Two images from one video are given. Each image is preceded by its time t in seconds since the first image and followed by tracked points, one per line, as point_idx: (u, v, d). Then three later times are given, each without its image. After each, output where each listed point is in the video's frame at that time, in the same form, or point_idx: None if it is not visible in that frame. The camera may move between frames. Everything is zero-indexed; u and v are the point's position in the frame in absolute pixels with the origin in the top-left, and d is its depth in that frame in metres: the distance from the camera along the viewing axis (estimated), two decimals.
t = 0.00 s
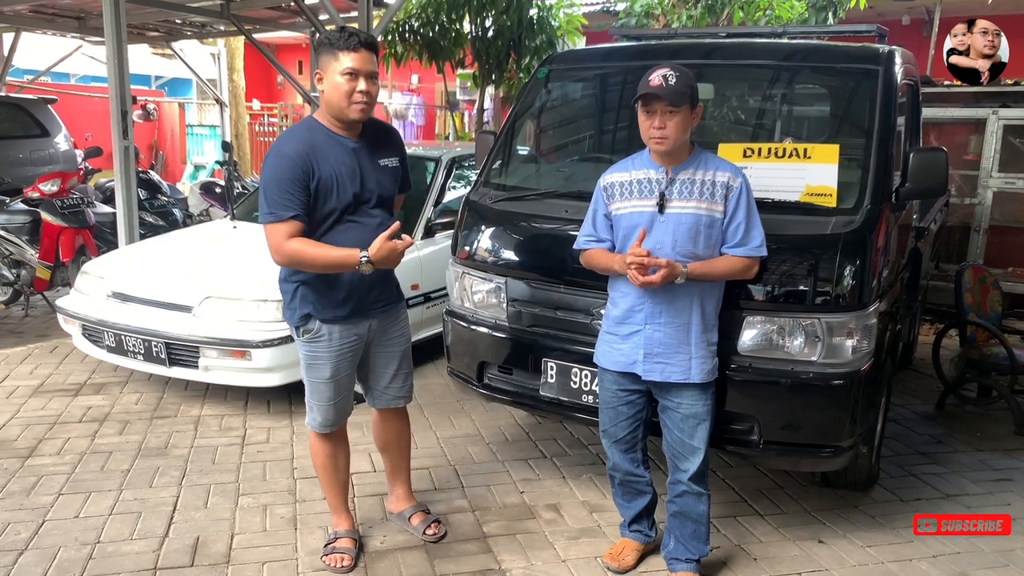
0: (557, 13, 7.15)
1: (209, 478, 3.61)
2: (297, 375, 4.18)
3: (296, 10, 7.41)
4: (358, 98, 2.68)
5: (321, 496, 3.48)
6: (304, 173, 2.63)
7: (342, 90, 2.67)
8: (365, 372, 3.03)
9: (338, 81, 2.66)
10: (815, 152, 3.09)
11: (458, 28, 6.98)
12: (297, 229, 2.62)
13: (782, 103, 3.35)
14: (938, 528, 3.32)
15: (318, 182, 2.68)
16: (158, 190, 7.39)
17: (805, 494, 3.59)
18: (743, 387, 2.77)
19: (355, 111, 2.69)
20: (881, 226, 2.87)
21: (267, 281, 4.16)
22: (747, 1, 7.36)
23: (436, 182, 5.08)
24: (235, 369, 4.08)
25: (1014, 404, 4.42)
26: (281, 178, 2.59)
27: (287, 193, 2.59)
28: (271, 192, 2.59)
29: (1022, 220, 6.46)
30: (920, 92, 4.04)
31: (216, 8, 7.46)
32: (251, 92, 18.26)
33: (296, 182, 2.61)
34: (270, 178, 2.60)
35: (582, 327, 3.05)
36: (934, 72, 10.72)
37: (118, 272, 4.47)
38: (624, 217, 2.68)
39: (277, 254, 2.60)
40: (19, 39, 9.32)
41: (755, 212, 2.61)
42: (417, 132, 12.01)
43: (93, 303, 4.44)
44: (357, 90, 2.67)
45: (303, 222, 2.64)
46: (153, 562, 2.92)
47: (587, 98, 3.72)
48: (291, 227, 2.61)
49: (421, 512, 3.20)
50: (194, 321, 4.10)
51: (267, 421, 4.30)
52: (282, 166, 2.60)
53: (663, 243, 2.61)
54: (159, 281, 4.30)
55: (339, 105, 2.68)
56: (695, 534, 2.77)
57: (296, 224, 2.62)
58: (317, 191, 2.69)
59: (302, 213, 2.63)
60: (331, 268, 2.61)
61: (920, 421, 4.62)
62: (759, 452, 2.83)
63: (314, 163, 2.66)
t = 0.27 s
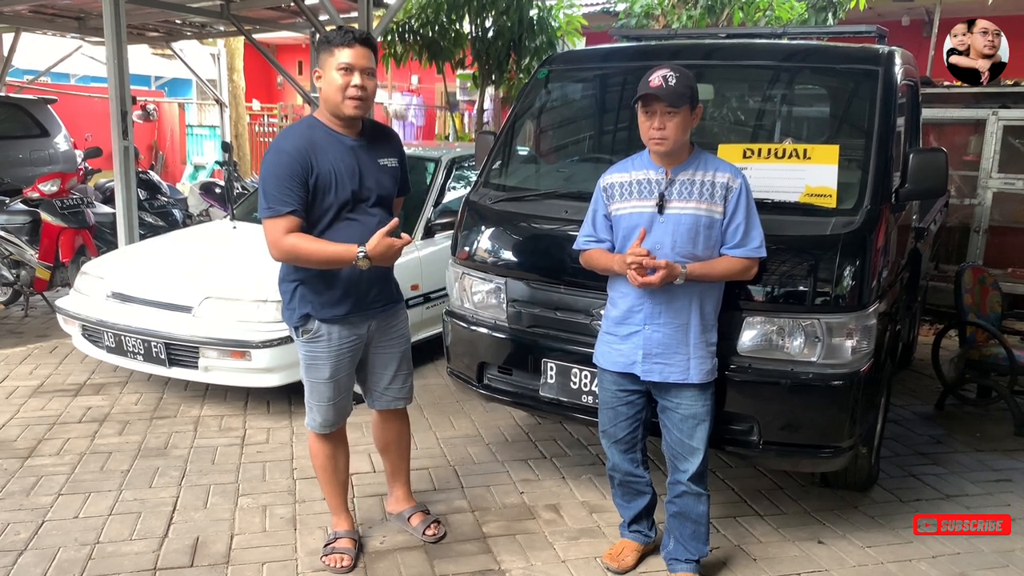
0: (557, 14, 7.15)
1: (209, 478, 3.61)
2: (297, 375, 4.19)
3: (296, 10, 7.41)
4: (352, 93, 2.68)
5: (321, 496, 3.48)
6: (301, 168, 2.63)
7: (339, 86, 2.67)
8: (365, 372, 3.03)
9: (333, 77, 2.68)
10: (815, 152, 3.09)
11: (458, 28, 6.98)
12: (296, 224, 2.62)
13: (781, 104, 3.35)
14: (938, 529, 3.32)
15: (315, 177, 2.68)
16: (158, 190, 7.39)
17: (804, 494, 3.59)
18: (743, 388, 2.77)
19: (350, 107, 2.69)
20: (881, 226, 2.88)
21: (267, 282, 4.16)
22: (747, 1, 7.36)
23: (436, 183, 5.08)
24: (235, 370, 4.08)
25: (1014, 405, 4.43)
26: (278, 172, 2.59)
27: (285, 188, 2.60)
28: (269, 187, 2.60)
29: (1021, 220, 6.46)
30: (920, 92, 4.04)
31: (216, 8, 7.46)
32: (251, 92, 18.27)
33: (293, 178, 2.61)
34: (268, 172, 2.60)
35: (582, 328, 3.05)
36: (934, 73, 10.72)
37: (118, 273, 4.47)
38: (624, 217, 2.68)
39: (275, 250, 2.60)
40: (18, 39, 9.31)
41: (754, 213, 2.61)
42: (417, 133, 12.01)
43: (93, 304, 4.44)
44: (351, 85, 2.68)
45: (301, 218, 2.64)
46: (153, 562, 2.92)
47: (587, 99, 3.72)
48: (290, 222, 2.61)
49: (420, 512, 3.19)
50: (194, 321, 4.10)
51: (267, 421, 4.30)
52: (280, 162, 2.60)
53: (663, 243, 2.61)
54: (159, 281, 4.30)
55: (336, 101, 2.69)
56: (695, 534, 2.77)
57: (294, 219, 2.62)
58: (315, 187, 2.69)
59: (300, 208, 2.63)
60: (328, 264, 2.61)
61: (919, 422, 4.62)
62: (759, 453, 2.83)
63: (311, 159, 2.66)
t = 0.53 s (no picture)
0: (557, 14, 7.15)
1: (209, 478, 3.62)
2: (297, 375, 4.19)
3: (295, 10, 7.41)
4: (347, 98, 2.70)
5: (321, 496, 3.48)
6: (301, 165, 2.64)
7: (337, 87, 2.69)
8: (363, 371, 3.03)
9: (332, 82, 2.70)
10: (815, 153, 3.09)
11: (458, 29, 6.98)
12: (297, 219, 2.62)
13: (781, 104, 3.35)
14: (938, 529, 3.32)
15: (314, 175, 2.68)
16: (158, 190, 7.39)
17: (804, 495, 3.59)
18: (743, 388, 2.77)
19: (346, 109, 2.71)
20: (881, 227, 2.88)
21: (267, 282, 4.16)
22: (747, 1, 7.36)
23: (436, 183, 5.08)
24: (235, 370, 4.08)
25: (1014, 405, 4.42)
26: (278, 168, 2.60)
27: (284, 184, 2.60)
28: (268, 182, 2.60)
29: (1021, 220, 6.46)
30: (920, 92, 4.05)
31: (216, 8, 7.46)
32: (251, 92, 18.27)
33: (292, 174, 2.62)
34: (268, 168, 2.61)
35: (582, 328, 3.05)
36: (934, 73, 10.72)
37: (118, 273, 4.47)
38: (624, 218, 2.68)
39: (278, 242, 2.58)
40: (18, 40, 9.31)
41: (754, 213, 2.62)
42: (417, 133, 12.02)
43: (93, 304, 4.44)
44: (347, 90, 2.69)
45: (301, 212, 2.64)
46: (153, 563, 2.92)
47: (587, 99, 3.72)
48: (291, 216, 2.60)
49: (420, 511, 3.20)
50: (194, 321, 4.10)
51: (267, 421, 4.30)
52: (279, 158, 2.61)
53: (663, 244, 2.61)
54: (159, 281, 4.30)
55: (335, 104, 2.70)
56: (695, 534, 2.77)
57: (296, 212, 2.62)
58: (314, 185, 2.69)
59: (299, 203, 2.63)
60: (330, 257, 2.59)
61: (919, 422, 4.62)
62: (759, 453, 2.83)
63: (310, 157, 2.67)
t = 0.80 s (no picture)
0: (557, 14, 7.15)
1: (209, 478, 3.62)
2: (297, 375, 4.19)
3: (295, 10, 7.41)
4: (353, 105, 2.70)
5: (321, 496, 3.48)
6: (302, 168, 2.64)
7: (342, 91, 2.69)
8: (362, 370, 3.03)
9: (337, 86, 2.70)
10: (815, 153, 3.09)
11: (458, 29, 6.98)
12: (295, 221, 2.62)
13: (781, 104, 3.35)
14: (938, 529, 3.32)
15: (315, 178, 2.68)
16: (158, 190, 7.39)
17: (804, 495, 3.59)
18: (743, 388, 2.77)
19: (351, 114, 2.71)
20: (881, 227, 2.88)
21: (267, 282, 4.17)
22: (747, 2, 7.37)
23: (436, 183, 5.08)
24: (235, 370, 4.08)
25: (1014, 405, 4.43)
26: (279, 170, 2.60)
27: (285, 185, 2.60)
28: (270, 184, 2.60)
29: (1021, 221, 6.47)
30: (920, 93, 4.05)
31: (216, 8, 7.46)
32: (251, 92, 18.28)
33: (293, 176, 2.62)
34: (269, 170, 2.61)
35: (581, 328, 3.05)
36: (934, 73, 10.73)
37: (118, 273, 4.47)
38: (624, 218, 2.68)
39: (275, 244, 2.59)
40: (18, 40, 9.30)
41: (755, 213, 2.62)
42: (417, 133, 12.02)
43: (93, 304, 4.44)
44: (354, 97, 2.69)
45: (300, 214, 2.64)
46: (153, 562, 2.92)
47: (587, 99, 3.72)
48: (290, 218, 2.60)
49: (404, 496, 3.30)
50: (194, 321, 4.10)
51: (267, 421, 4.30)
52: (281, 160, 2.61)
53: (662, 244, 2.61)
54: (159, 281, 4.30)
55: (339, 109, 2.70)
56: (695, 535, 2.77)
57: (295, 215, 2.62)
58: (314, 187, 2.69)
59: (299, 205, 2.63)
60: (324, 265, 2.58)
61: (919, 422, 4.62)
62: (759, 453, 2.83)
63: (312, 159, 2.67)
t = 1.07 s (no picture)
0: (557, 13, 7.15)
1: (209, 478, 3.62)
2: (297, 375, 4.19)
3: (295, 10, 7.41)
4: (359, 98, 2.69)
5: (321, 496, 3.48)
6: (302, 166, 2.65)
7: (346, 89, 2.69)
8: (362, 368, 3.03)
9: (341, 82, 2.70)
10: (815, 152, 3.09)
11: (458, 28, 6.98)
12: (290, 219, 2.63)
13: (782, 104, 3.35)
14: (938, 529, 3.32)
15: (316, 176, 2.69)
16: (158, 190, 7.39)
17: (804, 494, 3.59)
18: (743, 388, 2.77)
19: (358, 108, 2.70)
20: (881, 226, 2.87)
21: (267, 282, 4.16)
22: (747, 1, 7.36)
23: (436, 182, 5.08)
24: (235, 370, 4.08)
25: (1014, 404, 4.42)
26: (278, 168, 2.61)
27: (283, 183, 2.61)
28: (270, 182, 2.61)
29: (1021, 220, 6.46)
30: (921, 93, 4.05)
31: (215, 8, 7.46)
32: (251, 92, 18.28)
33: (292, 174, 2.63)
34: (270, 168, 2.62)
35: (581, 328, 3.05)
36: (934, 72, 10.72)
37: (118, 273, 4.47)
38: (624, 216, 2.69)
39: (272, 242, 2.60)
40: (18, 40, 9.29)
41: (755, 216, 2.61)
42: (417, 133, 12.01)
43: (93, 304, 4.44)
44: (358, 90, 2.69)
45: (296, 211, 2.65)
46: (153, 563, 2.92)
47: (587, 99, 3.72)
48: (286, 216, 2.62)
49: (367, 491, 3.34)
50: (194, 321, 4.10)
51: (267, 421, 4.30)
52: (281, 159, 2.62)
53: (660, 242, 2.61)
54: (159, 281, 4.30)
55: (344, 106, 2.70)
56: (695, 535, 2.77)
57: (290, 214, 2.63)
58: (315, 185, 2.70)
59: (296, 203, 2.64)
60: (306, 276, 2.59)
61: (920, 422, 4.62)
62: (759, 453, 2.83)
63: (312, 157, 2.68)
